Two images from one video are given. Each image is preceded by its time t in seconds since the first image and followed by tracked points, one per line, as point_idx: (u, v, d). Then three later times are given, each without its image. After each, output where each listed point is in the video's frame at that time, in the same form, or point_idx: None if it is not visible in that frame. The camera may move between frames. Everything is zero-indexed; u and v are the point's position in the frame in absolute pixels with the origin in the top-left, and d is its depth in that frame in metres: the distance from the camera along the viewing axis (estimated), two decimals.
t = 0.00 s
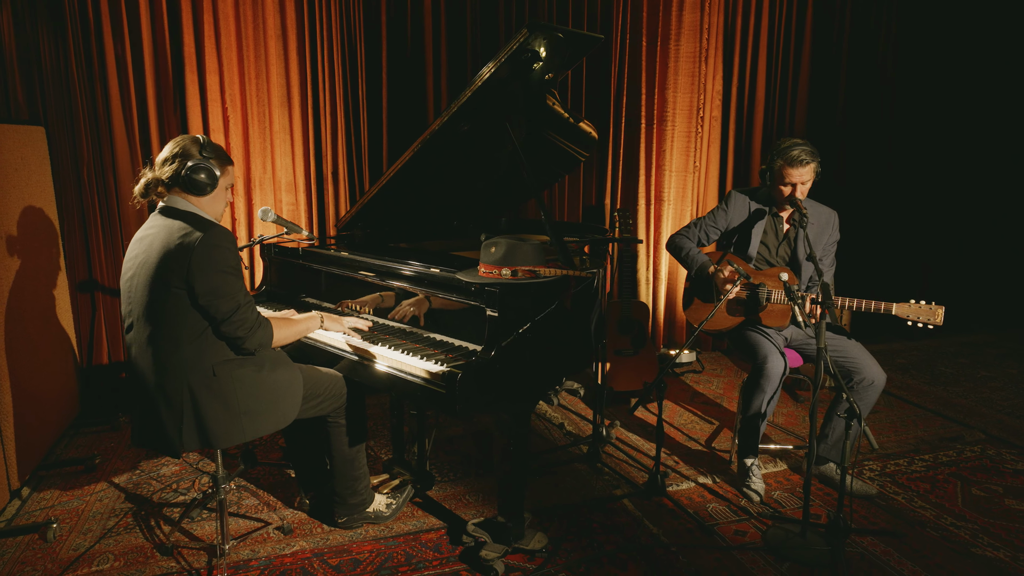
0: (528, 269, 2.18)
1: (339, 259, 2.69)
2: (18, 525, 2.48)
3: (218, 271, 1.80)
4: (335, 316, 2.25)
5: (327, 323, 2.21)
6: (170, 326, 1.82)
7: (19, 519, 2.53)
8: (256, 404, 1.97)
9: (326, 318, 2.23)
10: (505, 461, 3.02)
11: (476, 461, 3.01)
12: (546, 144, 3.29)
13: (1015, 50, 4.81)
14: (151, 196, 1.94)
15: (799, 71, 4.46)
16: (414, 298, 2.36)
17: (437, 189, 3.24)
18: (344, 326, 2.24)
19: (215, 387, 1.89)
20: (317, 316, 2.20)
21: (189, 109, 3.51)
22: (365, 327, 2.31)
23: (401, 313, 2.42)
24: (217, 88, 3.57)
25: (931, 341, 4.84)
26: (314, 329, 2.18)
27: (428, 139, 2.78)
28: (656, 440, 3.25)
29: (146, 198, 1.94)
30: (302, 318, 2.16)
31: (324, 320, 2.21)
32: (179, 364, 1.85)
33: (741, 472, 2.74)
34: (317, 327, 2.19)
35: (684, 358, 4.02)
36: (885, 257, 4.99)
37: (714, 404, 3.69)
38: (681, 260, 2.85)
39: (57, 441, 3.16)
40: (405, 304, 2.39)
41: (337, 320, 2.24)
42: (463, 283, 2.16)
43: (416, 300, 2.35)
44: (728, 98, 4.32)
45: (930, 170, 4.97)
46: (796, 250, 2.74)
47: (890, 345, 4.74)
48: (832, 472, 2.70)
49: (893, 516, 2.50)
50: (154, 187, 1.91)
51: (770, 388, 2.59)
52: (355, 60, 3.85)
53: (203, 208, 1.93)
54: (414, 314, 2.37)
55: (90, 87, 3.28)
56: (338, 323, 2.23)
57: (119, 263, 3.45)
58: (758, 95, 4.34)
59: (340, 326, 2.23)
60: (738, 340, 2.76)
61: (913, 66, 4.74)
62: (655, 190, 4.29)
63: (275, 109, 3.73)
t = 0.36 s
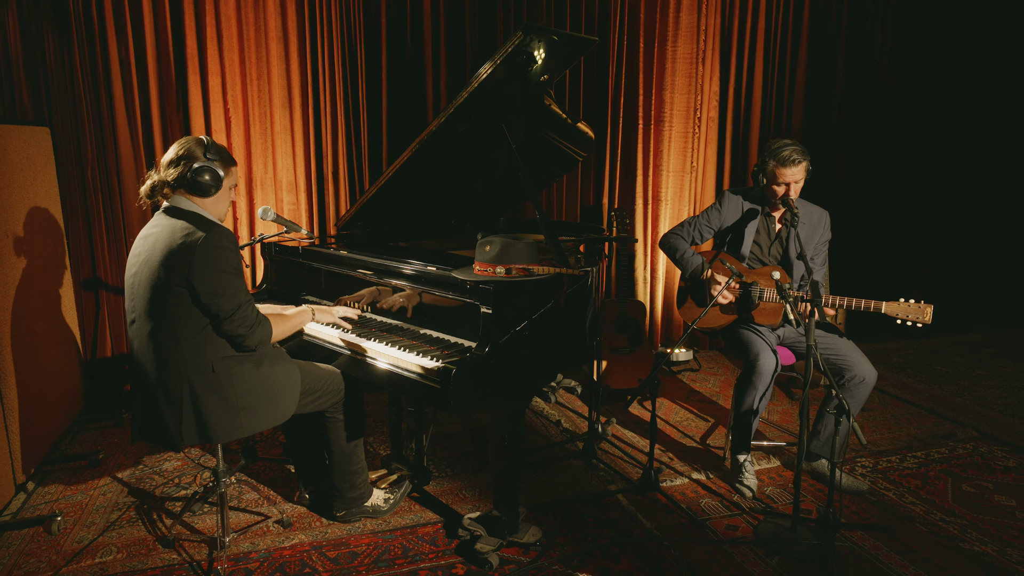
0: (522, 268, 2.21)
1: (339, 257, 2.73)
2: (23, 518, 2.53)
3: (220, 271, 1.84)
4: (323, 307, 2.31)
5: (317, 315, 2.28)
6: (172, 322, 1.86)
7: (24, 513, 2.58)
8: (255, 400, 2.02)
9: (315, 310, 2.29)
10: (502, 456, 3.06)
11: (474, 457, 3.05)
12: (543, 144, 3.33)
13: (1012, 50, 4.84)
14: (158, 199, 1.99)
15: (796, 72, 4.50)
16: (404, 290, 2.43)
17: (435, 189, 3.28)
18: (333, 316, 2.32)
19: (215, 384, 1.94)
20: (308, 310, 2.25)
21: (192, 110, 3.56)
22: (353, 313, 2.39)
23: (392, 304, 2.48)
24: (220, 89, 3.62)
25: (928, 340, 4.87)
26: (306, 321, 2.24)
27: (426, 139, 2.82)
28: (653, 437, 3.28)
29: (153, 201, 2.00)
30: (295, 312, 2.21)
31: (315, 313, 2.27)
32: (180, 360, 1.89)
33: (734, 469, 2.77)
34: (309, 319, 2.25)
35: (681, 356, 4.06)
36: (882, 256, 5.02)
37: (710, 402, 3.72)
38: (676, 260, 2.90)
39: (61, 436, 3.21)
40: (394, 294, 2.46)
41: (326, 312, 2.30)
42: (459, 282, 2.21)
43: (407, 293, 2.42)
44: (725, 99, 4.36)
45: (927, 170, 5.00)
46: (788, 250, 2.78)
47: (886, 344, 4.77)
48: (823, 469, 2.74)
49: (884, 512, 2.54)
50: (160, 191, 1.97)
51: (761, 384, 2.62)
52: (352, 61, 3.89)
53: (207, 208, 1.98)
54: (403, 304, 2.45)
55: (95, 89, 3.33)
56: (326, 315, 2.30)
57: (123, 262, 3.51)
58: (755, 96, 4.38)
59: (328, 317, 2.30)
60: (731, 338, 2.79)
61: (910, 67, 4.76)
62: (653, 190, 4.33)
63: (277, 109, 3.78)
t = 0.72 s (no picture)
0: (517, 268, 2.23)
1: (338, 258, 2.76)
2: (27, 514, 2.57)
3: (221, 272, 1.88)
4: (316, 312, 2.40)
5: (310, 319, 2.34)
6: (173, 321, 1.89)
7: (28, 509, 2.62)
8: (252, 400, 2.05)
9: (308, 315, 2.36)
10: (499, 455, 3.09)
11: (471, 455, 3.09)
12: (541, 146, 3.36)
13: (1011, 51, 4.85)
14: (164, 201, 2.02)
15: (794, 74, 4.53)
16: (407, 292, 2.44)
17: (434, 191, 3.32)
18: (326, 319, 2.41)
19: (213, 382, 1.97)
20: (301, 316, 2.28)
21: (194, 112, 3.59)
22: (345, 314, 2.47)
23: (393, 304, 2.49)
24: (221, 92, 3.65)
25: (926, 340, 4.88)
26: (301, 327, 2.26)
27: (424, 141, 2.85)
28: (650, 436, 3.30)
29: (159, 203, 2.03)
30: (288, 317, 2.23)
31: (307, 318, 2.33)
32: (180, 358, 1.93)
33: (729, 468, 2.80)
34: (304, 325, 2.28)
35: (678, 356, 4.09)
36: (880, 257, 5.04)
37: (706, 401, 3.75)
38: (670, 262, 2.91)
39: (65, 434, 3.25)
40: (396, 296, 2.48)
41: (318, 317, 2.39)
42: (455, 282, 2.24)
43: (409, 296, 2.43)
44: (723, 100, 4.38)
45: (926, 171, 5.01)
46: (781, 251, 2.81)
47: (884, 344, 4.79)
48: (817, 467, 2.76)
49: (876, 510, 2.56)
50: (166, 194, 2.00)
51: (755, 383, 2.65)
52: (353, 63, 3.93)
53: (213, 209, 2.01)
54: (404, 305, 2.46)
55: (98, 92, 3.37)
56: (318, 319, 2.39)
57: (125, 262, 3.55)
58: (752, 98, 4.40)
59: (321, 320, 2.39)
60: (725, 338, 2.82)
61: (908, 68, 4.78)
62: (651, 191, 4.36)
63: (278, 111, 3.81)
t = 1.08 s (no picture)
0: (511, 269, 2.27)
1: (337, 258, 2.79)
2: (29, 511, 2.61)
3: (221, 278, 1.90)
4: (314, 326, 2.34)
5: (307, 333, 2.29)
6: (173, 324, 1.92)
7: (30, 506, 2.65)
8: (250, 403, 2.07)
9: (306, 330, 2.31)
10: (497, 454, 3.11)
11: (469, 455, 3.11)
12: (539, 148, 3.37)
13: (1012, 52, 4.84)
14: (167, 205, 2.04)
15: (793, 75, 4.53)
16: (404, 305, 2.47)
17: (433, 192, 3.34)
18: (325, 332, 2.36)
19: (212, 385, 2.00)
20: (299, 328, 2.25)
21: (195, 114, 3.62)
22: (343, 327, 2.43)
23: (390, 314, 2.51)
24: (222, 93, 3.68)
25: (926, 341, 4.88)
26: (298, 338, 2.24)
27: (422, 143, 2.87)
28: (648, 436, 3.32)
29: (162, 207, 2.05)
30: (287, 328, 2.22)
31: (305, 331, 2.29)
32: (180, 361, 1.95)
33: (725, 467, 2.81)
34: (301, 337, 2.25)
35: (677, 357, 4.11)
36: (880, 257, 5.04)
37: (704, 401, 3.76)
38: (666, 264, 2.95)
39: (67, 432, 3.29)
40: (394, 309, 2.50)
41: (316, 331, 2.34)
42: (451, 284, 2.26)
43: (406, 308, 2.46)
44: (722, 101, 4.39)
45: (926, 171, 5.01)
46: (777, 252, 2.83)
47: (884, 345, 4.79)
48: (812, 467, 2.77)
49: (872, 510, 2.57)
50: (169, 197, 2.01)
51: (750, 384, 2.67)
52: (353, 65, 3.95)
53: (215, 212, 2.03)
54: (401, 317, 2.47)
55: (100, 94, 3.40)
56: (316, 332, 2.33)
57: (127, 262, 3.58)
58: (752, 99, 4.41)
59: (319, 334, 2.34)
60: (721, 339, 2.83)
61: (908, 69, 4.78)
62: (650, 191, 4.38)
63: (278, 112, 3.84)
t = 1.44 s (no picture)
0: (508, 270, 2.29)
1: (337, 259, 2.82)
2: (35, 507, 2.65)
3: (221, 282, 1.93)
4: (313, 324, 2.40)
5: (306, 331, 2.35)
6: (174, 327, 1.95)
7: (36, 502, 2.70)
8: (251, 404, 2.11)
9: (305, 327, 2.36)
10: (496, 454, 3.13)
11: (468, 454, 3.13)
12: (539, 150, 3.39)
13: (1016, 51, 4.82)
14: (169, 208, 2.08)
15: (795, 75, 4.53)
16: (402, 304, 2.50)
17: (433, 193, 3.36)
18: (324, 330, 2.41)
19: (213, 387, 2.03)
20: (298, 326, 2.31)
21: (199, 116, 3.66)
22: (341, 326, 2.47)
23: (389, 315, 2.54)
24: (226, 96, 3.72)
25: (928, 342, 4.87)
26: (298, 336, 2.30)
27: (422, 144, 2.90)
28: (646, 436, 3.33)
29: (164, 210, 2.08)
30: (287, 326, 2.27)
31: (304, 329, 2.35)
32: (181, 364, 1.98)
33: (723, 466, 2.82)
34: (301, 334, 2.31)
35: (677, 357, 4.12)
36: (883, 258, 5.03)
37: (704, 402, 3.77)
38: (664, 266, 2.95)
39: (73, 429, 3.34)
40: (392, 308, 2.53)
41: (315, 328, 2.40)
42: (450, 285, 2.28)
43: (404, 306, 2.49)
44: (723, 102, 4.40)
45: (929, 172, 4.99)
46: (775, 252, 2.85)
47: (886, 346, 4.79)
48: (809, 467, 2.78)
49: (868, 511, 2.57)
50: (172, 201, 2.05)
51: (748, 384, 2.67)
52: (357, 66, 3.98)
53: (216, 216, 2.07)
54: (399, 315, 2.50)
55: (106, 96, 3.45)
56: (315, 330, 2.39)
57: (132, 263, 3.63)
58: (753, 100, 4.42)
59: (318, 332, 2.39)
60: (719, 340, 2.84)
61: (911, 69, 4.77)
62: (651, 192, 4.39)
63: (281, 114, 3.87)
